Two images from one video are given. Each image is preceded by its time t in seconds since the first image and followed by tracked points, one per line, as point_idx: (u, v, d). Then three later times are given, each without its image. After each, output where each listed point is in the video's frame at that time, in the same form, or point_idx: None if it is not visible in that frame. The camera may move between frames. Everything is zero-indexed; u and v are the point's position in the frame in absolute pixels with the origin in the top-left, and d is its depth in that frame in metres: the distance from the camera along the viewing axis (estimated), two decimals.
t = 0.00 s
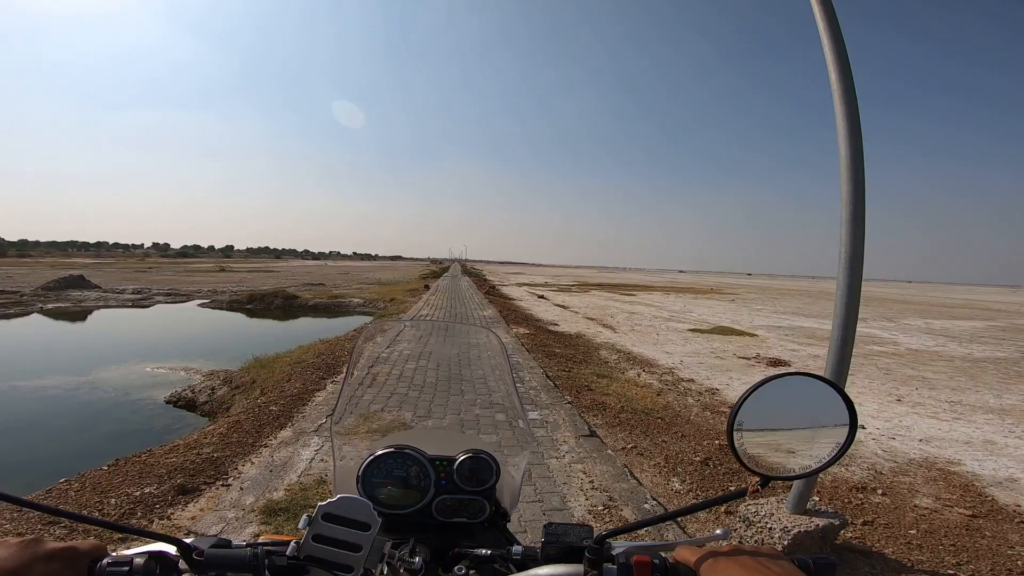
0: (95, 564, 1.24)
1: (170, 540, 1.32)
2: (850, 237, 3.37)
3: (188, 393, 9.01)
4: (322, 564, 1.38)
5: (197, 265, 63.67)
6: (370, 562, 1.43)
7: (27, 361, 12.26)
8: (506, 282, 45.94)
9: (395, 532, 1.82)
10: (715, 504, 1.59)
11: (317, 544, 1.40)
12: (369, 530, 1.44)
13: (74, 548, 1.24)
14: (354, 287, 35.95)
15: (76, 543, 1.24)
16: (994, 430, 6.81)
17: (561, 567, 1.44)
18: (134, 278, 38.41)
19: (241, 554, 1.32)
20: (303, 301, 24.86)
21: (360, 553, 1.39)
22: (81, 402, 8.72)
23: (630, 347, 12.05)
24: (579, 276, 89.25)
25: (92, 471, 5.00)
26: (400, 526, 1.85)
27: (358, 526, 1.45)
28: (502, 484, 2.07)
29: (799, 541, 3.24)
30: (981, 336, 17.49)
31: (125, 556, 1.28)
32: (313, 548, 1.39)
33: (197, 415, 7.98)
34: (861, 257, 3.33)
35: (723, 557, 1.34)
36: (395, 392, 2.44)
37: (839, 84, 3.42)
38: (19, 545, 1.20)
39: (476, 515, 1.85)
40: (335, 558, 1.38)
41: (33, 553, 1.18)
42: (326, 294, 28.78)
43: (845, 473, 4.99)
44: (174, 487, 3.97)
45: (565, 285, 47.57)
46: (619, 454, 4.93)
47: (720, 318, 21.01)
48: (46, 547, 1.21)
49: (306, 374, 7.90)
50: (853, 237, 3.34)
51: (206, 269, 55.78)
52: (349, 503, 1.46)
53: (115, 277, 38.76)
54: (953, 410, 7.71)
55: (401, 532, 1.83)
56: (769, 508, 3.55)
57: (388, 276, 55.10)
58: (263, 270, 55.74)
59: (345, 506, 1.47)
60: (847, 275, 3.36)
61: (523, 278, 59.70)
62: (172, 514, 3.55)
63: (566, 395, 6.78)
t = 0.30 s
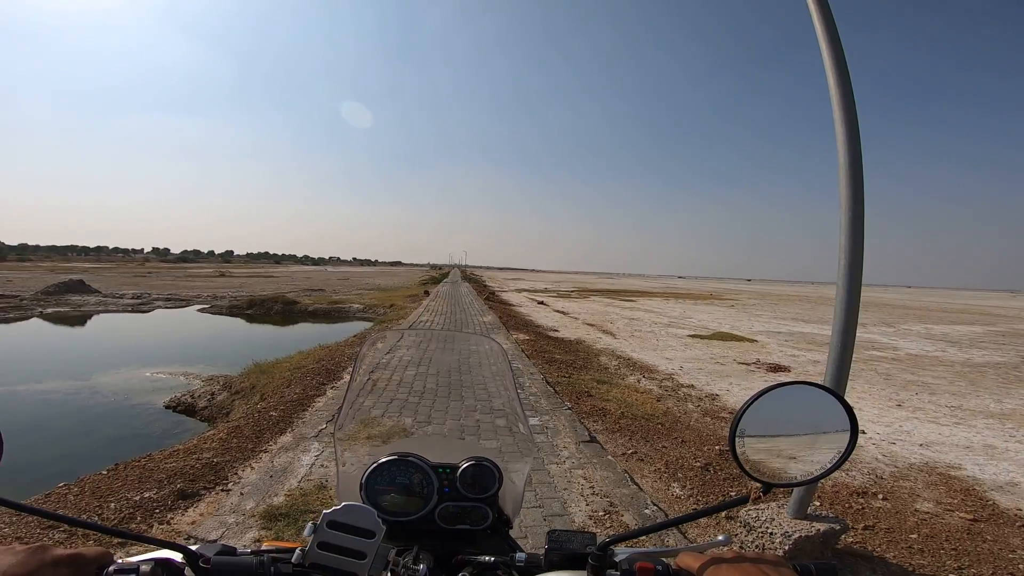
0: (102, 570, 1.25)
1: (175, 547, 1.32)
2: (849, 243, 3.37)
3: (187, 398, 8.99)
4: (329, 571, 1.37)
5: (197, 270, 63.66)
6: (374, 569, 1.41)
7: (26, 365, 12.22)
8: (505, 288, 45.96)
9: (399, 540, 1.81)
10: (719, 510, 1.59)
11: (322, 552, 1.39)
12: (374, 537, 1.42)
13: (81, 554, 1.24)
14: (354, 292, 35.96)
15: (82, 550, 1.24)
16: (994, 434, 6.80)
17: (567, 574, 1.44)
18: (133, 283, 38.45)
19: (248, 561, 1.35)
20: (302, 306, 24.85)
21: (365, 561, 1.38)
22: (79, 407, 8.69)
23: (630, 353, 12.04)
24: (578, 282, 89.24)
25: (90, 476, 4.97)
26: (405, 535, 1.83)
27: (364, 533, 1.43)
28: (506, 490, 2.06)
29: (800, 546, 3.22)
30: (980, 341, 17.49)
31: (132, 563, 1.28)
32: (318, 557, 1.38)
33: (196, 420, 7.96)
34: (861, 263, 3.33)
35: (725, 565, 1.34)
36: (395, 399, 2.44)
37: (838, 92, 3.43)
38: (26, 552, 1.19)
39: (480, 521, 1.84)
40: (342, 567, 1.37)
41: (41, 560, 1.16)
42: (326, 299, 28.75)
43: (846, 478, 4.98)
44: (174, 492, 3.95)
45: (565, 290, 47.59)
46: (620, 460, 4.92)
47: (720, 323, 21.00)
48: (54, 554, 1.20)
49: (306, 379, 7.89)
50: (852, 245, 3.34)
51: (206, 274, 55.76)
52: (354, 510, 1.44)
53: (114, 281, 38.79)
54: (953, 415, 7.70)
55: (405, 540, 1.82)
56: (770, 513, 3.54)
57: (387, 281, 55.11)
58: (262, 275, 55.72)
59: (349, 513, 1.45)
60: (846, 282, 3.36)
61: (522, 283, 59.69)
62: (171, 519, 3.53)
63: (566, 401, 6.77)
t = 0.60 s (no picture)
0: None
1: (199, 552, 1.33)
2: (854, 245, 3.38)
3: (186, 401, 8.95)
4: (351, 573, 1.38)
5: (195, 273, 63.55)
6: (398, 571, 1.42)
7: (25, 368, 12.17)
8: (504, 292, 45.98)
9: (417, 542, 1.80)
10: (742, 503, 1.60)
11: (345, 555, 1.40)
12: (397, 538, 1.44)
13: (103, 561, 1.24)
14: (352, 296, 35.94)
15: (104, 557, 1.24)
16: (994, 436, 6.81)
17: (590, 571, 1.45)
18: (131, 286, 38.39)
19: (273, 564, 1.35)
20: (301, 309, 24.80)
21: (389, 563, 1.39)
22: (77, 410, 8.64)
23: (630, 356, 12.05)
24: (577, 285, 89.24)
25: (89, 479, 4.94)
26: (422, 536, 1.83)
27: (386, 534, 1.46)
28: (522, 490, 2.06)
29: (805, 547, 3.24)
30: (979, 344, 17.53)
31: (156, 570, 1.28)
32: (343, 559, 1.39)
33: (196, 423, 7.93)
34: (865, 265, 3.34)
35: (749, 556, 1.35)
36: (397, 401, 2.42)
37: (841, 93, 3.43)
38: (47, 559, 1.18)
39: (497, 521, 1.84)
40: (366, 568, 1.38)
41: (61, 568, 1.15)
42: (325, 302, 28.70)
43: (848, 480, 4.97)
44: (175, 495, 3.93)
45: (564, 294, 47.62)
46: (623, 463, 4.91)
47: (719, 327, 21.02)
48: (75, 561, 1.20)
49: (306, 382, 7.87)
50: (858, 248, 3.35)
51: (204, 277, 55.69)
52: (378, 512, 1.47)
53: (112, 284, 38.74)
54: (953, 417, 7.71)
55: (423, 541, 1.81)
56: (775, 515, 3.53)
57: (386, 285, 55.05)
58: (261, 278, 55.63)
59: (371, 514, 1.46)
60: (851, 285, 3.38)
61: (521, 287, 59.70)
62: (174, 522, 3.52)
63: (568, 404, 6.76)
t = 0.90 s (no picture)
0: None
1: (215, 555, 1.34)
2: (863, 248, 3.37)
3: (191, 401, 8.98)
4: None
5: (199, 273, 63.75)
6: (411, 573, 1.42)
7: (30, 367, 12.23)
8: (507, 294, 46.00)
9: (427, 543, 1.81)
10: (755, 503, 1.58)
11: (360, 557, 1.40)
12: (410, 540, 1.44)
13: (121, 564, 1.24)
14: (355, 297, 36.01)
15: (123, 560, 1.24)
16: (999, 440, 6.78)
17: (603, 573, 1.45)
18: (136, 285, 38.57)
19: (289, 567, 1.34)
20: (305, 310, 24.86)
21: (402, 563, 1.40)
22: (82, 410, 8.68)
23: (633, 359, 12.03)
24: (580, 287, 89.19)
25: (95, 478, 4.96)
26: (433, 537, 1.83)
27: (398, 536, 1.45)
28: (531, 492, 2.06)
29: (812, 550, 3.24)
30: (984, 348, 17.43)
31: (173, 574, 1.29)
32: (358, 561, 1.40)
33: (200, 423, 7.96)
34: (874, 268, 3.33)
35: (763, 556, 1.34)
36: (402, 403, 2.43)
37: (851, 96, 3.42)
38: (65, 562, 1.18)
39: (508, 523, 1.84)
40: (379, 570, 1.38)
41: (82, 570, 1.16)
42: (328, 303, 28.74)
43: (853, 483, 4.95)
44: (180, 495, 3.95)
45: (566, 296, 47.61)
46: (627, 465, 4.90)
47: (722, 330, 20.97)
48: (93, 564, 1.20)
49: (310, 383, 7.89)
50: (866, 252, 3.35)
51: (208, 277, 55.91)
52: (391, 514, 1.46)
53: (117, 283, 38.90)
54: (958, 421, 7.67)
55: (433, 542, 1.82)
56: (781, 518, 3.53)
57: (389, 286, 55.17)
58: (264, 279, 55.76)
59: (385, 517, 1.47)
60: (859, 289, 3.38)
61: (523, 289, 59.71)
62: (179, 522, 3.53)
63: (571, 406, 6.76)
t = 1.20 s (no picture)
0: None
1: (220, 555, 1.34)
2: (869, 248, 3.36)
3: (195, 401, 9.02)
4: None
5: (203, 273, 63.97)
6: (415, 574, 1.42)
7: (36, 366, 12.31)
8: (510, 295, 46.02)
9: (431, 543, 1.82)
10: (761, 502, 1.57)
11: (364, 558, 1.41)
12: (413, 541, 1.44)
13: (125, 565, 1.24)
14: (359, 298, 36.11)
15: (127, 561, 1.25)
16: (1004, 442, 6.73)
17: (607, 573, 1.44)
18: (142, 285, 38.80)
19: (292, 568, 1.34)
20: (309, 311, 24.93)
21: (406, 564, 1.40)
22: (88, 409, 8.74)
23: (636, 360, 12.00)
24: (584, 288, 89.02)
25: (100, 477, 4.99)
26: (437, 538, 1.84)
27: (402, 536, 1.45)
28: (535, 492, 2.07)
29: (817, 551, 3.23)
30: (990, 349, 17.31)
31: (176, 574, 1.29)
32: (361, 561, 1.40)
33: (204, 423, 7.99)
34: (881, 268, 3.32)
35: (769, 556, 1.34)
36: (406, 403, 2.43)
37: (856, 95, 3.41)
38: (70, 562, 1.18)
39: (511, 523, 1.84)
40: (382, 571, 1.39)
41: (87, 570, 1.17)
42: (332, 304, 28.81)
43: (857, 485, 4.93)
44: (185, 494, 3.96)
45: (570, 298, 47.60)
46: (630, 466, 4.89)
47: (726, 331, 20.92)
48: (98, 564, 1.21)
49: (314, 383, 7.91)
50: (872, 253, 3.34)
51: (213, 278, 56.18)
52: (394, 514, 1.46)
53: (123, 284, 39.11)
54: (964, 423, 7.62)
55: (437, 542, 1.83)
56: (785, 519, 3.51)
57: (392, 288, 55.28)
58: (268, 280, 55.95)
59: (388, 518, 1.47)
60: (865, 290, 3.36)
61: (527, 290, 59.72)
62: (184, 522, 3.54)
63: (575, 407, 6.75)
